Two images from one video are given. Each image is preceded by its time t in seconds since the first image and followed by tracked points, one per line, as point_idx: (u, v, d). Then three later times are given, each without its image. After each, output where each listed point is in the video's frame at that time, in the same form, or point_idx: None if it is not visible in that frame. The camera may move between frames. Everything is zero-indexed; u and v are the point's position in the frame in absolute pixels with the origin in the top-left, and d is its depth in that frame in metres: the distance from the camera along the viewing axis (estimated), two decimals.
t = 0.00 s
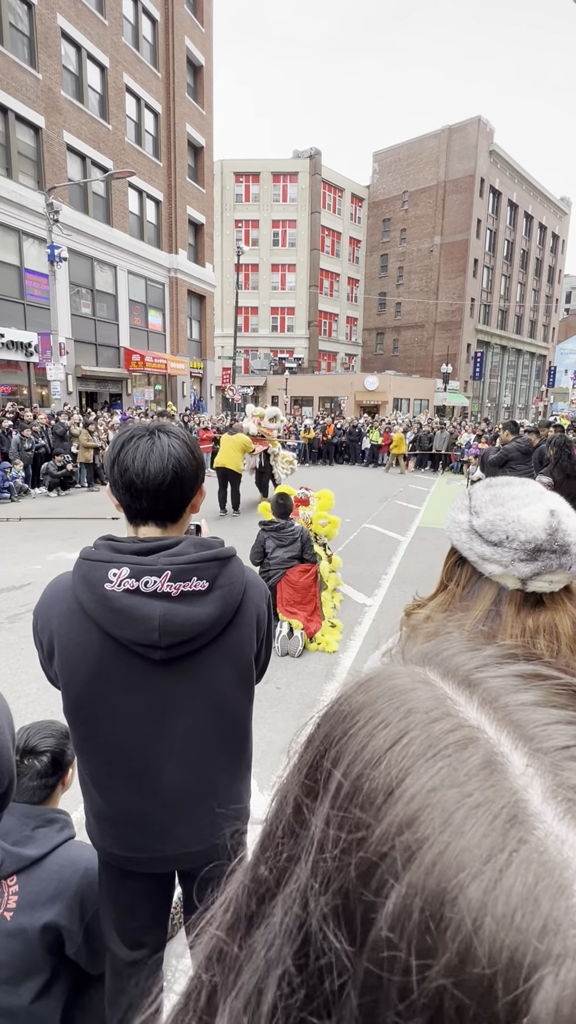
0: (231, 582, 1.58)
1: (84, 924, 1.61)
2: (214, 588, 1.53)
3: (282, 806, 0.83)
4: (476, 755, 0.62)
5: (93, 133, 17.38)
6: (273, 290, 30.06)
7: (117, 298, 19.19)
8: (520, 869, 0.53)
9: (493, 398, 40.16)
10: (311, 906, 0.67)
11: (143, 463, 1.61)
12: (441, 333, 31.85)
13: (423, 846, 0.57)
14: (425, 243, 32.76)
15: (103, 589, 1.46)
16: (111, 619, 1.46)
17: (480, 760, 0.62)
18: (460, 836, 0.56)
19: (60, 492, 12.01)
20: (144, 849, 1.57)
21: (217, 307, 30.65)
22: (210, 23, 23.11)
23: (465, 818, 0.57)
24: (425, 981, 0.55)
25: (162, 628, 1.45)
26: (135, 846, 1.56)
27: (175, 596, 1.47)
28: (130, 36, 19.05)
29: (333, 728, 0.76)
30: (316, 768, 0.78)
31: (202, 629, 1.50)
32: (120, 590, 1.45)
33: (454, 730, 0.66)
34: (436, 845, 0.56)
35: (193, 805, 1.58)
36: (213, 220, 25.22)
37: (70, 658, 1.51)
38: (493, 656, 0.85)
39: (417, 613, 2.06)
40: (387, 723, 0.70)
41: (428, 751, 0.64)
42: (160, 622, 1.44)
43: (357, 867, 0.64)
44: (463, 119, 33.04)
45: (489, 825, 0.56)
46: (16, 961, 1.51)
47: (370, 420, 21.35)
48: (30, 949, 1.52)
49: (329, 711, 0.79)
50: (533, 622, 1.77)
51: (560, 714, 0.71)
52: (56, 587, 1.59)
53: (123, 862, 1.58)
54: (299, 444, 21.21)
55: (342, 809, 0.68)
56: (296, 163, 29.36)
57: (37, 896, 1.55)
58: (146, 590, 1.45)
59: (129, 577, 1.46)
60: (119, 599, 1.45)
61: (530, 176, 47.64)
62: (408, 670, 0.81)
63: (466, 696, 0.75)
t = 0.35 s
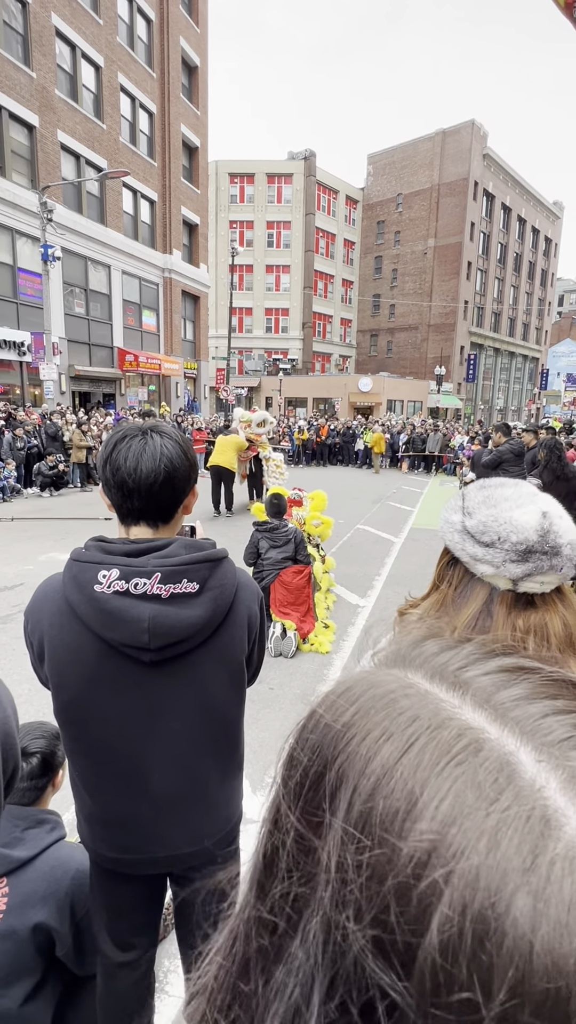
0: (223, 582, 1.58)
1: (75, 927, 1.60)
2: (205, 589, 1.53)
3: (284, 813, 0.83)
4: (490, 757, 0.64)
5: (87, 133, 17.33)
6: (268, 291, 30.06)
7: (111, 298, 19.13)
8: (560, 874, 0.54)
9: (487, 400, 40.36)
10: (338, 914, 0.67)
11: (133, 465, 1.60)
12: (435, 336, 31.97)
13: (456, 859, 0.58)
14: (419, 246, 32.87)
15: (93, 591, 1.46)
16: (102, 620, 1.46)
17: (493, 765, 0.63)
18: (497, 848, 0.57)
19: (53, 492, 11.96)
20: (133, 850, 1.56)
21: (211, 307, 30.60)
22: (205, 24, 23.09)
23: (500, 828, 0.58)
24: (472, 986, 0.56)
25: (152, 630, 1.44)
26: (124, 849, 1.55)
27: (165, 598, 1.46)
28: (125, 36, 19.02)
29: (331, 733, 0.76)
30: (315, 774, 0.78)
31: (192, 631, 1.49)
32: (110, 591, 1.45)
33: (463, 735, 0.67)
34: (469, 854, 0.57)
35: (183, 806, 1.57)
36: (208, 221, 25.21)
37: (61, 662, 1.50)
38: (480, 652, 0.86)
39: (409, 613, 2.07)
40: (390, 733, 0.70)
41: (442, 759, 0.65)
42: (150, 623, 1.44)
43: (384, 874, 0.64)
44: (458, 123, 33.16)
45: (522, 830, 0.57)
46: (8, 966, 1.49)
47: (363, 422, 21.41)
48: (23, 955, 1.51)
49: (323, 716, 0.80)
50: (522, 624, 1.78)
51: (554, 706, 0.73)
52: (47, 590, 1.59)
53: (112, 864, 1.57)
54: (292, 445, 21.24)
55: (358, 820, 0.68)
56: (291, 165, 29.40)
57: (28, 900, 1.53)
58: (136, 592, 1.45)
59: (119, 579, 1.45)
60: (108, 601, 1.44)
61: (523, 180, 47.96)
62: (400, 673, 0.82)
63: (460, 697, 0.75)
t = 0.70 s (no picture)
0: (220, 584, 1.58)
1: (70, 927, 1.60)
2: (202, 590, 1.53)
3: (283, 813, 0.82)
4: (486, 750, 0.64)
5: (83, 132, 17.31)
6: (263, 292, 30.07)
7: (106, 298, 19.07)
8: (554, 863, 0.55)
9: (481, 403, 40.55)
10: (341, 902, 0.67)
11: (132, 467, 1.60)
12: (429, 338, 32.08)
13: (459, 849, 0.58)
14: (414, 249, 33.00)
15: (90, 592, 1.45)
16: (98, 622, 1.45)
17: (490, 758, 0.63)
18: (497, 838, 0.57)
19: (47, 492, 11.90)
20: (128, 852, 1.56)
21: (206, 308, 30.56)
22: (201, 24, 23.09)
23: (498, 818, 0.58)
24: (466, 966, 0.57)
25: (150, 631, 1.44)
26: (120, 850, 1.55)
27: (162, 599, 1.47)
28: (122, 36, 19.01)
29: (332, 726, 0.77)
30: (313, 770, 0.78)
31: (189, 632, 1.49)
32: (106, 592, 1.44)
33: (460, 729, 0.68)
34: (469, 844, 0.58)
35: (179, 807, 1.57)
36: (203, 221, 25.19)
37: (57, 663, 1.50)
38: (472, 649, 0.87)
39: (402, 611, 2.08)
40: (389, 728, 0.70)
41: (441, 754, 0.65)
42: (147, 624, 1.44)
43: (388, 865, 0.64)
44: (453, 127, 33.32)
45: (519, 821, 0.58)
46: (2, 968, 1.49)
47: (358, 424, 21.47)
48: (17, 957, 1.50)
49: (321, 713, 0.80)
50: (511, 624, 1.79)
51: (547, 698, 0.74)
52: (42, 590, 1.58)
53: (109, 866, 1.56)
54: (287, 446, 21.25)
55: (360, 810, 0.68)
56: (287, 166, 29.43)
57: (21, 902, 1.53)
58: (133, 593, 1.45)
59: (116, 580, 1.45)
60: (105, 602, 1.44)
61: (517, 184, 48.25)
62: (394, 669, 0.82)
63: (456, 691, 0.75)
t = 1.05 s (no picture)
0: (224, 583, 1.58)
1: (70, 927, 1.60)
2: (206, 589, 1.53)
3: (291, 797, 0.82)
4: (494, 741, 0.65)
5: (83, 132, 17.31)
6: (262, 293, 30.11)
7: (106, 299, 19.07)
8: (551, 847, 0.56)
9: (479, 405, 40.60)
10: (346, 881, 0.68)
11: (135, 468, 1.60)
12: (428, 341, 32.11)
13: (459, 827, 0.60)
14: (413, 251, 33.04)
15: (94, 590, 1.46)
16: (102, 620, 1.45)
17: (498, 748, 0.64)
18: (496, 821, 0.58)
19: (45, 492, 11.89)
20: (131, 852, 1.56)
21: (206, 309, 30.58)
22: (202, 26, 23.12)
23: (499, 801, 0.60)
24: (464, 949, 0.57)
25: (154, 630, 1.45)
26: (122, 850, 1.55)
27: (166, 598, 1.47)
28: (122, 37, 19.03)
29: (344, 714, 0.77)
30: (320, 759, 0.79)
31: (193, 630, 1.50)
32: (111, 592, 1.45)
33: (468, 720, 0.69)
34: (470, 827, 0.59)
35: (181, 807, 1.57)
36: (203, 222, 25.16)
37: (60, 662, 1.50)
38: (489, 648, 0.86)
39: (406, 610, 2.09)
40: (401, 715, 0.71)
41: (448, 741, 0.66)
42: (151, 623, 1.44)
43: (391, 848, 0.65)
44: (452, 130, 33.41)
45: (519, 806, 0.59)
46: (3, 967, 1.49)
47: (357, 426, 21.48)
48: (17, 955, 1.50)
49: (333, 702, 0.81)
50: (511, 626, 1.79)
51: (556, 695, 0.75)
52: (46, 590, 1.58)
53: (110, 867, 1.56)
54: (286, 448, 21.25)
55: (368, 791, 0.69)
56: (286, 168, 29.44)
57: (21, 901, 1.52)
58: (137, 592, 1.45)
59: (121, 578, 1.45)
60: (109, 600, 1.45)
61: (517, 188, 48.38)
62: (411, 662, 0.83)
63: (472, 685, 0.76)
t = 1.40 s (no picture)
0: (231, 585, 1.58)
1: (73, 927, 1.61)
2: (214, 591, 1.54)
3: (328, 777, 0.85)
4: (523, 741, 0.65)
5: (87, 133, 17.32)
6: (264, 294, 30.14)
7: (108, 299, 19.09)
8: (567, 845, 0.55)
9: (481, 406, 40.58)
10: (365, 869, 0.69)
11: (142, 471, 1.60)
12: (430, 342, 32.13)
13: (476, 818, 0.60)
14: (416, 253, 33.06)
15: (102, 590, 1.46)
16: (111, 620, 1.46)
17: (528, 749, 0.64)
18: (514, 815, 0.58)
19: (47, 492, 11.90)
20: (136, 854, 1.56)
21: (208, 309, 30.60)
22: (206, 27, 23.16)
23: (514, 797, 0.60)
24: (471, 945, 0.57)
25: (161, 630, 1.45)
26: (127, 852, 1.55)
27: (174, 599, 1.47)
28: (126, 38, 19.09)
29: (381, 706, 0.78)
30: (356, 755, 0.80)
31: (201, 631, 1.50)
32: (119, 591, 1.45)
33: (497, 718, 0.68)
34: (488, 818, 0.59)
35: (188, 809, 1.57)
36: (206, 223, 25.20)
37: (67, 662, 1.50)
38: (536, 650, 0.85)
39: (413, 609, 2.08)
40: (435, 706, 0.72)
41: (475, 736, 0.66)
42: (159, 624, 1.44)
43: (407, 840, 0.66)
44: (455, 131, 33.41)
45: (542, 799, 0.58)
46: (5, 967, 1.47)
47: (359, 426, 21.50)
48: (20, 956, 1.49)
49: (371, 695, 0.81)
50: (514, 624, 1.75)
51: None
52: (54, 589, 1.58)
53: (113, 868, 1.56)
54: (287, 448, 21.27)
55: (393, 782, 0.69)
56: (289, 168, 29.43)
57: (26, 900, 1.53)
58: (145, 592, 1.45)
59: (129, 579, 1.45)
60: (117, 600, 1.45)
61: (519, 189, 48.39)
62: (450, 658, 0.83)
63: (509, 686, 0.76)
